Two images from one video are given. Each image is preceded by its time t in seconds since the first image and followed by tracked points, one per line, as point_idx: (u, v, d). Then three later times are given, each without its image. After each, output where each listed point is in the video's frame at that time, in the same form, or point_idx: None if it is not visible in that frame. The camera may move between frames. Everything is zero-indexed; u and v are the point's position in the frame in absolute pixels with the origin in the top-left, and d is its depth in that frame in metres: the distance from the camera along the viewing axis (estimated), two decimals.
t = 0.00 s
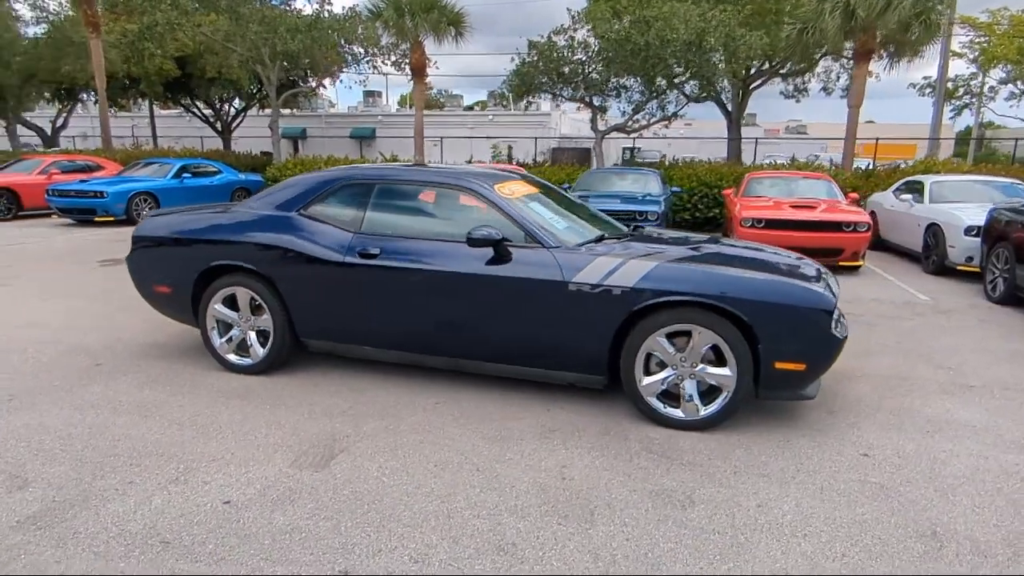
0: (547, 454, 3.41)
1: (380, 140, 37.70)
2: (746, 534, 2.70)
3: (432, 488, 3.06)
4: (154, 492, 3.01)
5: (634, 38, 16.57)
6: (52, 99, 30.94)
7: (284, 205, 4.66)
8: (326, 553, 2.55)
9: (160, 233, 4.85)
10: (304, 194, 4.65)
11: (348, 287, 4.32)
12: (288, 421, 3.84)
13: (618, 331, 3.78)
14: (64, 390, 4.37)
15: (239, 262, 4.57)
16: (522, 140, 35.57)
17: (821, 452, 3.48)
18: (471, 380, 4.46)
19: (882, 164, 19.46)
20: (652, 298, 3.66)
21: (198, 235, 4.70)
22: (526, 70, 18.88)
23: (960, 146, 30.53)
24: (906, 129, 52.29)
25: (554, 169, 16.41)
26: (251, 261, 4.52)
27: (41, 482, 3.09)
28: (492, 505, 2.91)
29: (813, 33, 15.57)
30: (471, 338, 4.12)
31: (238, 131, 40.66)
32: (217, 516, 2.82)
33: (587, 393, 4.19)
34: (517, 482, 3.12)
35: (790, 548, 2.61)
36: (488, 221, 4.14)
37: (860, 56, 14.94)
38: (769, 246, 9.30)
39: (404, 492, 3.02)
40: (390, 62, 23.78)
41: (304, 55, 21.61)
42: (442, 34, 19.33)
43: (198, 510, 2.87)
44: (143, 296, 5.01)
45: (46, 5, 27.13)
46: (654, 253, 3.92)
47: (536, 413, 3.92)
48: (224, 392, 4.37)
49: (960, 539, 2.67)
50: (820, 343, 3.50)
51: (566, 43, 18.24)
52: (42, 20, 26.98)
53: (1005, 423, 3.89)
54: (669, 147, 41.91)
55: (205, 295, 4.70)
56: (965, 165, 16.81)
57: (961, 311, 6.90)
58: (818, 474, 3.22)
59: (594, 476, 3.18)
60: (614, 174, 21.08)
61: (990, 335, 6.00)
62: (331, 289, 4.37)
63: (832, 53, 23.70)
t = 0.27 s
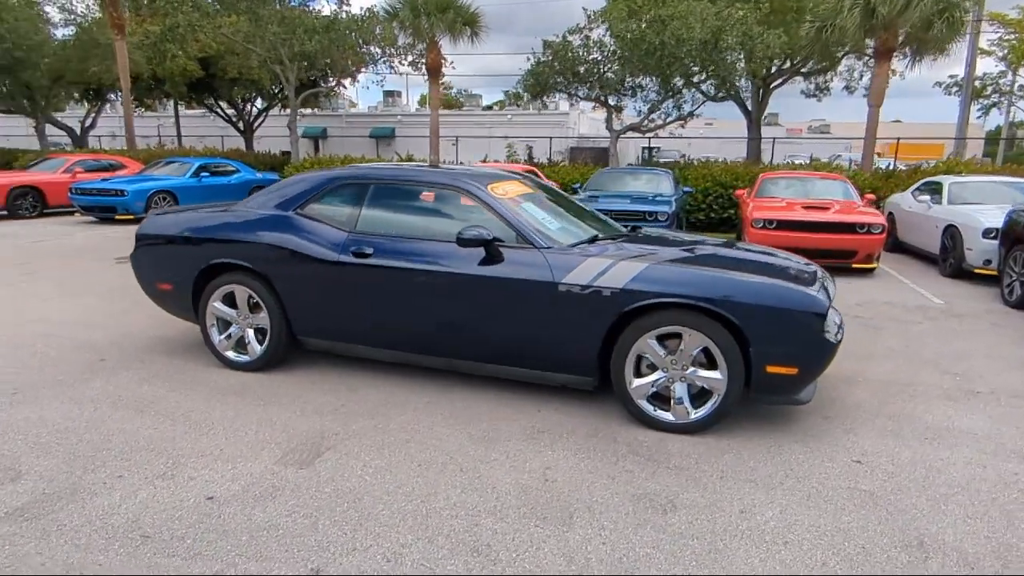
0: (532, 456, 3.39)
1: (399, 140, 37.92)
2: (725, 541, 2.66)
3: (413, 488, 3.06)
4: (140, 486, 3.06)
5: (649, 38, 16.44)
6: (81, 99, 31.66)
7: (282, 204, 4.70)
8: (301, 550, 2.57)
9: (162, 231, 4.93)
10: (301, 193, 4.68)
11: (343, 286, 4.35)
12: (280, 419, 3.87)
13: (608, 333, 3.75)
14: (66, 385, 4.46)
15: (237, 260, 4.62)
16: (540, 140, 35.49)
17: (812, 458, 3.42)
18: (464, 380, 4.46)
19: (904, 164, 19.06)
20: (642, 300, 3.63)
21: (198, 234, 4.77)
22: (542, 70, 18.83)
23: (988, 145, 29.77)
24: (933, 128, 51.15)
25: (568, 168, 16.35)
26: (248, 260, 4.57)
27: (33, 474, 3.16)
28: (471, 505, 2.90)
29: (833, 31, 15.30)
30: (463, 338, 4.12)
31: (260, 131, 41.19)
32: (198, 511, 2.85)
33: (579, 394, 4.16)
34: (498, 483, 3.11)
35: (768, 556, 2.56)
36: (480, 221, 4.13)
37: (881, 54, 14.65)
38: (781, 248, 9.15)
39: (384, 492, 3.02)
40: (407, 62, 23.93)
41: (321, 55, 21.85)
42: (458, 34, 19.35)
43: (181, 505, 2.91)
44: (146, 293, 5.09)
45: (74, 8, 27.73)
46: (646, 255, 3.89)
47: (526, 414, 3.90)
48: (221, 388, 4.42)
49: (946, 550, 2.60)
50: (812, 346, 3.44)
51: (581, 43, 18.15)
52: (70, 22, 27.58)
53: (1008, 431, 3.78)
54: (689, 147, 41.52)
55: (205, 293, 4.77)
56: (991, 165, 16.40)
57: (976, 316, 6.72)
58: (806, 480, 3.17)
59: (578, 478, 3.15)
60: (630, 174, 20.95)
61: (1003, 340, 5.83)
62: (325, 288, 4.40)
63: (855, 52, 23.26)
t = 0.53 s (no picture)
0: (515, 452, 3.38)
1: (417, 139, 38.04)
2: (701, 540, 2.62)
3: (393, 481, 3.07)
4: (126, 476, 3.11)
5: (663, 36, 16.32)
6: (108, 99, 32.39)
7: (278, 199, 4.75)
8: (274, 541, 2.59)
9: (163, 227, 5.01)
10: (297, 189, 4.73)
11: (335, 281, 4.38)
12: (270, 412, 3.91)
13: (596, 330, 3.72)
14: (68, 376, 4.55)
15: (235, 255, 4.68)
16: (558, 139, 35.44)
17: (801, 459, 3.35)
18: (456, 377, 4.46)
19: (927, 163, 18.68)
20: (629, 297, 3.60)
21: (197, 229, 4.84)
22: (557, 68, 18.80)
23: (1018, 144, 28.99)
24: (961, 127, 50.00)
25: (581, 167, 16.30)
26: (245, 255, 4.63)
27: (25, 462, 3.23)
28: (447, 500, 2.90)
29: (852, 28, 15.04)
30: (453, 334, 4.13)
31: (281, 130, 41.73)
32: (179, 501, 2.89)
33: (569, 392, 4.14)
34: (478, 478, 3.10)
35: (742, 557, 2.52)
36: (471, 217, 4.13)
37: (901, 51, 14.38)
38: (792, 247, 8.99)
39: (363, 485, 3.03)
40: (423, 60, 24.04)
41: (338, 55, 22.03)
42: (473, 32, 19.40)
43: (163, 494, 2.95)
44: (148, 287, 5.17)
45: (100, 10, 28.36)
46: (635, 251, 3.85)
47: (513, 411, 3.89)
48: (216, 381, 4.48)
49: (929, 554, 2.54)
50: (801, 344, 3.38)
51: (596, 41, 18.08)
52: (97, 24, 28.22)
53: (1008, 435, 3.67)
54: (709, 146, 41.12)
55: (204, 288, 4.83)
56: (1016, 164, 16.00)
57: (990, 317, 6.55)
58: (791, 481, 3.11)
59: (559, 474, 3.13)
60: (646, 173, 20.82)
61: (1015, 342, 5.67)
62: (319, 283, 4.44)
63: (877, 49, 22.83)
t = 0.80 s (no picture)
0: (497, 450, 3.38)
1: (436, 138, 38.30)
2: (675, 542, 2.60)
3: (373, 477, 3.10)
4: (114, 468, 3.18)
5: (677, 34, 16.20)
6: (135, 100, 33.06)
7: (275, 197, 4.81)
8: (249, 534, 2.62)
9: (165, 223, 5.10)
10: (293, 187, 4.79)
11: (329, 278, 4.42)
12: (261, 407, 3.96)
13: (582, 328, 3.71)
14: (70, 370, 4.65)
15: (233, 252, 4.75)
16: (576, 137, 35.33)
17: (787, 461, 3.31)
18: (448, 375, 4.47)
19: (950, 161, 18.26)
20: (614, 295, 3.58)
21: (197, 226, 4.92)
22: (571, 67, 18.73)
23: None
24: (991, 124, 48.77)
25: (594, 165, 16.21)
26: (243, 252, 4.69)
27: (20, 453, 3.32)
28: (424, 496, 2.92)
29: (870, 23, 14.79)
30: (442, 331, 4.14)
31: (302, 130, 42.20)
32: (163, 492, 2.95)
33: (559, 390, 4.13)
34: (457, 476, 3.11)
35: (713, 559, 2.50)
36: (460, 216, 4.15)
37: (922, 46, 14.10)
38: (803, 247, 8.86)
39: (343, 481, 3.06)
40: (439, 59, 24.19)
41: (355, 55, 22.22)
42: (487, 31, 19.42)
43: (148, 486, 3.01)
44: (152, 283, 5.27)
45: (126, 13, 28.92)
46: (623, 250, 3.84)
47: (501, 408, 3.89)
48: (212, 376, 4.55)
49: (907, 561, 2.48)
50: (786, 345, 3.33)
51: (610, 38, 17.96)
52: (122, 26, 28.75)
53: (1006, 439, 3.58)
54: (729, 144, 40.64)
55: (204, 284, 4.91)
56: None
57: (1003, 319, 6.39)
58: (774, 483, 3.06)
59: (539, 473, 3.13)
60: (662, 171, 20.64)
61: None
62: (314, 280, 4.49)
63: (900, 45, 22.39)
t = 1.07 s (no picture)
0: (481, 451, 3.37)
1: (454, 136, 38.40)
2: (651, 547, 2.57)
3: (355, 477, 3.11)
4: (104, 462, 3.24)
5: (693, 31, 16.04)
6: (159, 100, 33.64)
7: (273, 197, 4.86)
8: (227, 531, 2.65)
9: (167, 222, 5.18)
10: (291, 187, 4.83)
11: (324, 277, 4.45)
12: (254, 405, 4.00)
13: (571, 329, 3.69)
14: (74, 366, 4.75)
15: (232, 251, 4.81)
16: (594, 135, 35.12)
17: (775, 465, 3.25)
18: (442, 375, 4.47)
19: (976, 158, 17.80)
20: (601, 296, 3.55)
21: (198, 225, 4.99)
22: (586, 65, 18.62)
23: None
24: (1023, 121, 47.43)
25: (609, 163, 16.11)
26: (241, 251, 4.75)
27: (16, 447, 3.40)
28: (403, 497, 2.92)
29: (891, 19, 14.48)
30: (434, 331, 4.15)
31: (322, 128, 42.56)
32: (148, 488, 3.00)
33: (550, 391, 4.11)
34: (440, 476, 3.11)
35: (687, 565, 2.46)
36: (452, 215, 4.15)
37: (945, 41, 13.77)
38: (814, 247, 8.72)
39: (325, 480, 3.08)
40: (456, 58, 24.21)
41: (371, 54, 22.35)
42: (502, 29, 19.38)
43: (134, 482, 3.05)
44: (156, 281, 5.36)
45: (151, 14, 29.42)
46: (613, 251, 3.81)
47: (490, 409, 3.89)
48: (211, 374, 4.62)
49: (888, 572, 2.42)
50: (775, 348, 3.28)
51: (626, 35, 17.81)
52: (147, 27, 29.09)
53: (1007, 448, 3.48)
54: (751, 142, 40.07)
55: (205, 282, 4.98)
56: None
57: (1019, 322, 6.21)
58: (758, 488, 3.02)
59: (521, 475, 3.11)
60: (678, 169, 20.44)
61: None
62: (309, 279, 4.52)
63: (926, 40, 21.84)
